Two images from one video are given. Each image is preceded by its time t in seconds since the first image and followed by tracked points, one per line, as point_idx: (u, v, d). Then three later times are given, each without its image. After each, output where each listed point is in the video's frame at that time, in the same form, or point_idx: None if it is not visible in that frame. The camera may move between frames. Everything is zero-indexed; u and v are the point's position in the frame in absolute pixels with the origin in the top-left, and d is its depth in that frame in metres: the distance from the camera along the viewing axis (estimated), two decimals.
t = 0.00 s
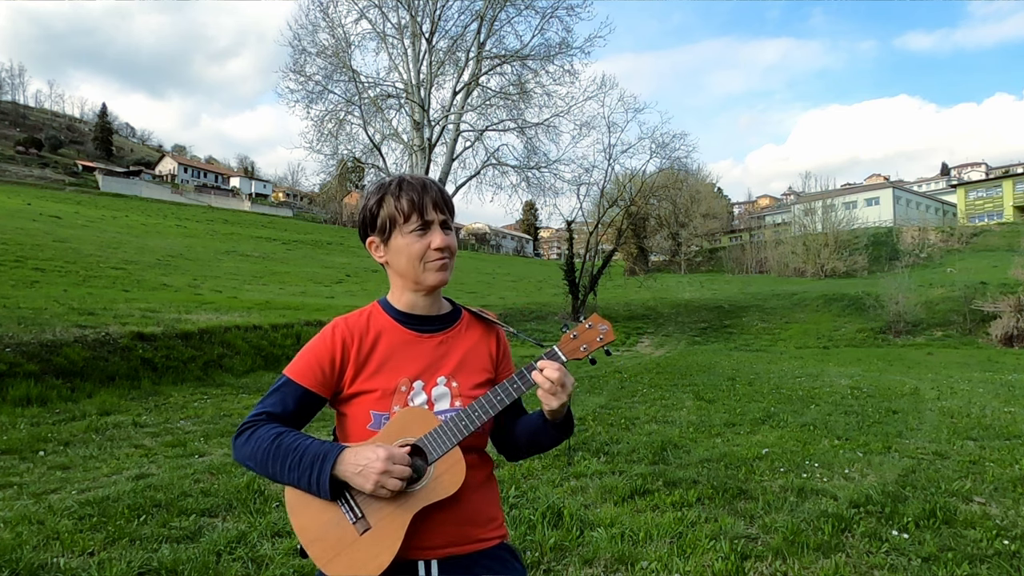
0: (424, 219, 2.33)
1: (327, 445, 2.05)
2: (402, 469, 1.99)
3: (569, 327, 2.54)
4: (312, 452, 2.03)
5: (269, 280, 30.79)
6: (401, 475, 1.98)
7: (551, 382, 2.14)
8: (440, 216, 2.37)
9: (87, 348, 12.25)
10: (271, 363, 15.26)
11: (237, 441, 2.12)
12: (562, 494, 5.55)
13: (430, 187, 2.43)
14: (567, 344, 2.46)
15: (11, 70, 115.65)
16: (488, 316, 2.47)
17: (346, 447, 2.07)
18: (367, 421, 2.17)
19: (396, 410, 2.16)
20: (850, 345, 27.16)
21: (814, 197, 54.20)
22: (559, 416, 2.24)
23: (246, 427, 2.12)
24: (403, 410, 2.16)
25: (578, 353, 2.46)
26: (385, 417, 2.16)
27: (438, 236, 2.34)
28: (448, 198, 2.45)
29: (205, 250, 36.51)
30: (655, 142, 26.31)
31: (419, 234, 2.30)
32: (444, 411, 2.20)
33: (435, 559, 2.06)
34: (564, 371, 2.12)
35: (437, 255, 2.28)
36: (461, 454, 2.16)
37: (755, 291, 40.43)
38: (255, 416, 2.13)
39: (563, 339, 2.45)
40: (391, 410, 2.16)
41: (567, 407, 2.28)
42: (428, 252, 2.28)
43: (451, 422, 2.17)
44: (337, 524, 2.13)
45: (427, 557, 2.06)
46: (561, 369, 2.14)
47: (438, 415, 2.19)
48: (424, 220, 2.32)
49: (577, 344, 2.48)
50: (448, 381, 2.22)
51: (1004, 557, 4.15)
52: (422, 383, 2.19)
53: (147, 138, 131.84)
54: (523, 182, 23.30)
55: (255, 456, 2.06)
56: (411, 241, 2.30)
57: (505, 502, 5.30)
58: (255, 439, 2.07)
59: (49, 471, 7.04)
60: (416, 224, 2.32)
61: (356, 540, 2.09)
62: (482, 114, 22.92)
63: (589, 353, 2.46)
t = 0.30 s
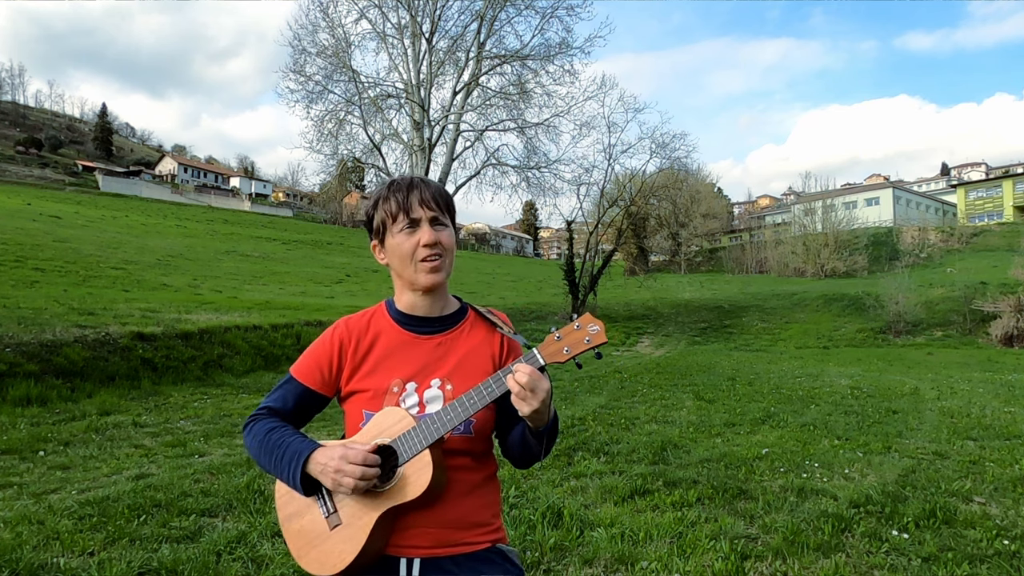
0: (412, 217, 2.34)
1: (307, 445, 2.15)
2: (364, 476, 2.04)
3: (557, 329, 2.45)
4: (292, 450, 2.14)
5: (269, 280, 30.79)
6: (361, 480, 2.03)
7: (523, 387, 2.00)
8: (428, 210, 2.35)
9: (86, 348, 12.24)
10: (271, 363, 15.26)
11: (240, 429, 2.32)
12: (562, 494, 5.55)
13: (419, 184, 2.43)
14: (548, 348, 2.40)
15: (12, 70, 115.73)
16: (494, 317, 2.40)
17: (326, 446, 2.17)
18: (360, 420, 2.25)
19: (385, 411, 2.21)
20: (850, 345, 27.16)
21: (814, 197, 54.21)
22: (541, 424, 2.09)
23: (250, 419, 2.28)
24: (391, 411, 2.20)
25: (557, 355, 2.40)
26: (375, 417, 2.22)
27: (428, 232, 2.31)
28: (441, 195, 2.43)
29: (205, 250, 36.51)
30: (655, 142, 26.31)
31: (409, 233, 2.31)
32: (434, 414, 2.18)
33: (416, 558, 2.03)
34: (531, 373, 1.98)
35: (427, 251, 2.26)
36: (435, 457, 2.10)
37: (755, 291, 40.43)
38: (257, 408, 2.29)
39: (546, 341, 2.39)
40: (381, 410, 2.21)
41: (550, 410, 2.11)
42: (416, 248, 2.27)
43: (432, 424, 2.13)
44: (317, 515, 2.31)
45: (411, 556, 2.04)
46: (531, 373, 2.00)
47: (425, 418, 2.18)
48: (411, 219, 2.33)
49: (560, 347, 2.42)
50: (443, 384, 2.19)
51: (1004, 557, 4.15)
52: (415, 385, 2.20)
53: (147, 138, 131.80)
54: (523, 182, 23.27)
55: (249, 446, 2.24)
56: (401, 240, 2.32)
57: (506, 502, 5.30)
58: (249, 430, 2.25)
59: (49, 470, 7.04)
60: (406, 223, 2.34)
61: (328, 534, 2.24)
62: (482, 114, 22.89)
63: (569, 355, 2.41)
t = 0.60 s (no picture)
0: (395, 224, 2.36)
1: (310, 437, 2.13)
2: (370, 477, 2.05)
3: (569, 345, 2.49)
4: (296, 441, 2.12)
5: (269, 280, 30.79)
6: (360, 479, 2.04)
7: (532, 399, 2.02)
8: (410, 215, 2.32)
9: (87, 348, 12.25)
10: (271, 363, 15.26)
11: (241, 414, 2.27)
12: (562, 494, 5.55)
13: (410, 187, 2.41)
14: (559, 362, 2.44)
15: (11, 70, 115.73)
16: (503, 326, 2.41)
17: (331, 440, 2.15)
18: (363, 414, 2.25)
19: (389, 408, 2.21)
20: (850, 345, 27.17)
21: (814, 198, 54.23)
22: (544, 437, 2.13)
23: (249, 405, 2.24)
24: (395, 409, 2.20)
25: (567, 371, 2.44)
26: (378, 413, 2.22)
27: (412, 238, 2.30)
28: (432, 197, 2.36)
29: (205, 250, 36.51)
30: (655, 142, 26.36)
31: (396, 241, 2.35)
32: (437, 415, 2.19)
33: (417, 555, 2.03)
34: (541, 385, 2.00)
35: (408, 259, 2.29)
36: (438, 458, 2.11)
37: (755, 291, 40.44)
38: (258, 394, 2.26)
39: (557, 355, 2.43)
40: (385, 407, 2.21)
41: (555, 423, 2.14)
42: (400, 257, 2.31)
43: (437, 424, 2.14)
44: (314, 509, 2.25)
45: (410, 554, 2.03)
46: (542, 385, 2.02)
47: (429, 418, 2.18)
48: (396, 226, 2.35)
49: (570, 362, 2.47)
50: (448, 387, 2.20)
51: (1004, 557, 4.15)
52: (420, 386, 2.21)
53: (148, 139, 131.88)
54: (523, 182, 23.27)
55: (250, 432, 2.19)
56: (393, 247, 2.38)
57: (505, 502, 5.30)
58: (251, 418, 2.20)
59: (49, 471, 7.04)
60: (393, 230, 2.38)
61: (325, 529, 2.19)
62: (482, 114, 22.90)
63: (580, 371, 2.45)
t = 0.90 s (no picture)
0: (422, 230, 2.36)
1: (382, 437, 1.96)
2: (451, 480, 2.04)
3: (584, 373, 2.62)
4: (370, 441, 1.93)
5: (269, 280, 30.78)
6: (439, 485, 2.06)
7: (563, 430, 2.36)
8: (438, 225, 2.33)
9: (87, 348, 12.24)
10: (271, 363, 15.27)
11: (272, 409, 1.88)
12: (562, 494, 5.55)
13: (441, 196, 2.41)
14: (577, 390, 2.55)
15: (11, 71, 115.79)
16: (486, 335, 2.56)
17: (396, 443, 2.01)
18: (389, 415, 2.11)
19: (418, 410, 2.14)
20: (850, 345, 27.16)
21: (814, 198, 54.24)
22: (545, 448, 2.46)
23: (286, 396, 1.89)
24: (425, 412, 2.16)
25: (589, 400, 2.55)
26: (408, 414, 2.13)
27: (435, 248, 2.32)
28: (462, 210, 2.38)
29: (205, 250, 36.51)
30: (655, 142, 26.37)
31: (419, 246, 2.36)
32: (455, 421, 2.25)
33: (439, 554, 2.12)
34: (578, 418, 2.33)
35: (431, 268, 2.30)
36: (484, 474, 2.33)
37: (755, 291, 40.44)
38: (295, 385, 1.92)
39: (573, 384, 2.54)
40: (413, 410, 2.14)
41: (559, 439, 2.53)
42: (422, 264, 2.32)
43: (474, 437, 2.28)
44: (360, 514, 2.05)
45: (431, 554, 2.11)
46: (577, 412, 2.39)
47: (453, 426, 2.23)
48: (423, 232, 2.36)
49: (586, 392, 2.57)
50: (463, 394, 2.26)
51: (1004, 557, 4.15)
52: (443, 390, 2.20)
53: (147, 139, 131.92)
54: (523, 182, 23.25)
55: (296, 431, 1.86)
56: (415, 251, 2.38)
57: (505, 502, 5.29)
58: (299, 415, 1.87)
59: (49, 471, 7.04)
60: (418, 235, 2.38)
61: (378, 535, 2.05)
62: (482, 114, 22.90)
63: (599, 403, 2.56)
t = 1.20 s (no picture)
0: (422, 219, 2.36)
1: (393, 446, 1.96)
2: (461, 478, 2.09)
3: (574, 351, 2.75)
4: (382, 451, 1.93)
5: (269, 280, 30.78)
6: (458, 483, 2.07)
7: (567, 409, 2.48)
8: (440, 214, 2.34)
9: (86, 348, 12.24)
10: (271, 363, 15.27)
11: (279, 430, 1.83)
12: (562, 494, 5.55)
13: (437, 186, 2.42)
14: (579, 367, 2.60)
15: (11, 70, 115.82)
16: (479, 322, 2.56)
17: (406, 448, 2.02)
18: (392, 419, 2.10)
19: (421, 409, 2.14)
20: (850, 345, 27.17)
21: (814, 197, 54.25)
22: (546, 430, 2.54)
23: (292, 415, 1.85)
24: (428, 411, 2.15)
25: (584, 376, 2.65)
26: (411, 415, 2.12)
27: (436, 236, 2.32)
28: (460, 199, 2.42)
29: (205, 250, 36.50)
30: (655, 142, 26.39)
31: (418, 236, 2.35)
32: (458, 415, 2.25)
33: (448, 554, 2.13)
34: (581, 399, 2.46)
35: (433, 256, 2.29)
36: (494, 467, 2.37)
37: (755, 291, 40.45)
38: (298, 403, 1.87)
39: (576, 361, 2.58)
40: (416, 410, 2.14)
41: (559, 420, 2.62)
42: (422, 253, 2.31)
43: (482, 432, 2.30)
44: (376, 521, 2.05)
45: (442, 554, 2.12)
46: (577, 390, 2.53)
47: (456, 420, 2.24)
48: (423, 222, 2.36)
49: (587, 368, 2.63)
50: (464, 386, 2.26)
51: (1004, 557, 4.15)
52: (444, 386, 2.20)
53: (147, 138, 131.85)
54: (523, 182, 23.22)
55: (308, 448, 1.83)
56: (412, 241, 2.37)
57: (505, 502, 5.29)
58: (308, 434, 1.83)
59: (49, 471, 7.04)
60: (417, 225, 2.37)
61: (397, 544, 2.04)
62: (482, 114, 22.88)
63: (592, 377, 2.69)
